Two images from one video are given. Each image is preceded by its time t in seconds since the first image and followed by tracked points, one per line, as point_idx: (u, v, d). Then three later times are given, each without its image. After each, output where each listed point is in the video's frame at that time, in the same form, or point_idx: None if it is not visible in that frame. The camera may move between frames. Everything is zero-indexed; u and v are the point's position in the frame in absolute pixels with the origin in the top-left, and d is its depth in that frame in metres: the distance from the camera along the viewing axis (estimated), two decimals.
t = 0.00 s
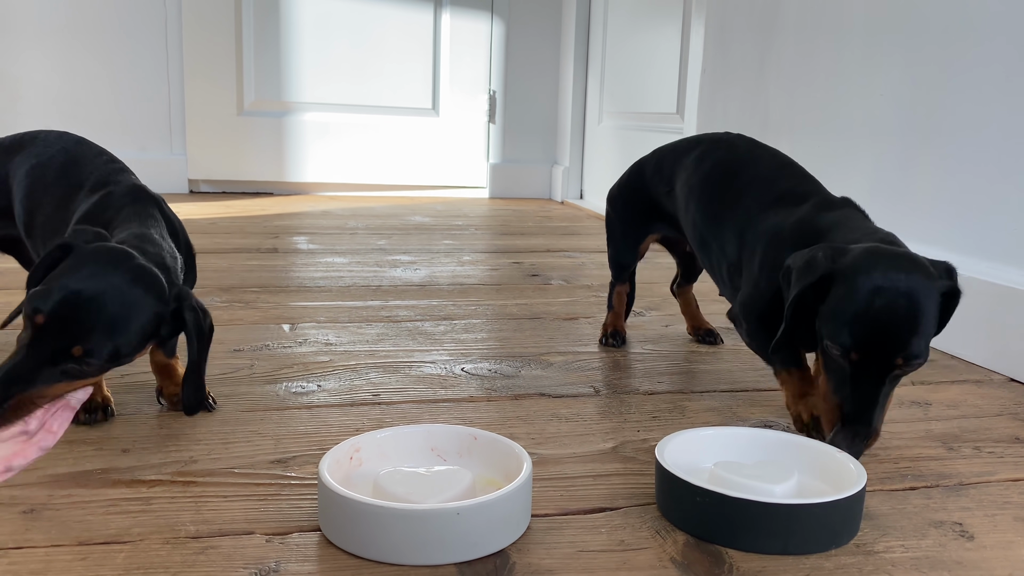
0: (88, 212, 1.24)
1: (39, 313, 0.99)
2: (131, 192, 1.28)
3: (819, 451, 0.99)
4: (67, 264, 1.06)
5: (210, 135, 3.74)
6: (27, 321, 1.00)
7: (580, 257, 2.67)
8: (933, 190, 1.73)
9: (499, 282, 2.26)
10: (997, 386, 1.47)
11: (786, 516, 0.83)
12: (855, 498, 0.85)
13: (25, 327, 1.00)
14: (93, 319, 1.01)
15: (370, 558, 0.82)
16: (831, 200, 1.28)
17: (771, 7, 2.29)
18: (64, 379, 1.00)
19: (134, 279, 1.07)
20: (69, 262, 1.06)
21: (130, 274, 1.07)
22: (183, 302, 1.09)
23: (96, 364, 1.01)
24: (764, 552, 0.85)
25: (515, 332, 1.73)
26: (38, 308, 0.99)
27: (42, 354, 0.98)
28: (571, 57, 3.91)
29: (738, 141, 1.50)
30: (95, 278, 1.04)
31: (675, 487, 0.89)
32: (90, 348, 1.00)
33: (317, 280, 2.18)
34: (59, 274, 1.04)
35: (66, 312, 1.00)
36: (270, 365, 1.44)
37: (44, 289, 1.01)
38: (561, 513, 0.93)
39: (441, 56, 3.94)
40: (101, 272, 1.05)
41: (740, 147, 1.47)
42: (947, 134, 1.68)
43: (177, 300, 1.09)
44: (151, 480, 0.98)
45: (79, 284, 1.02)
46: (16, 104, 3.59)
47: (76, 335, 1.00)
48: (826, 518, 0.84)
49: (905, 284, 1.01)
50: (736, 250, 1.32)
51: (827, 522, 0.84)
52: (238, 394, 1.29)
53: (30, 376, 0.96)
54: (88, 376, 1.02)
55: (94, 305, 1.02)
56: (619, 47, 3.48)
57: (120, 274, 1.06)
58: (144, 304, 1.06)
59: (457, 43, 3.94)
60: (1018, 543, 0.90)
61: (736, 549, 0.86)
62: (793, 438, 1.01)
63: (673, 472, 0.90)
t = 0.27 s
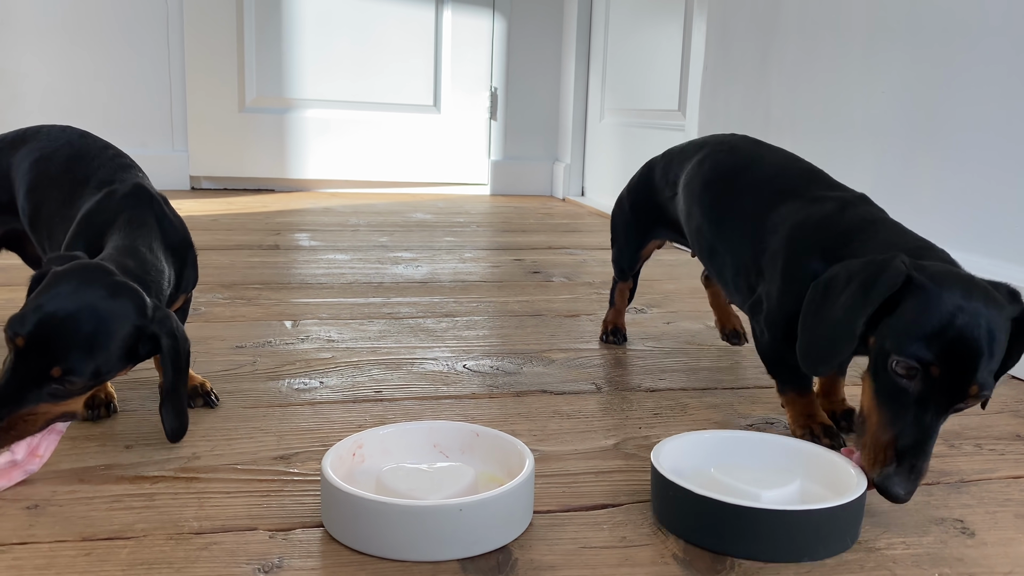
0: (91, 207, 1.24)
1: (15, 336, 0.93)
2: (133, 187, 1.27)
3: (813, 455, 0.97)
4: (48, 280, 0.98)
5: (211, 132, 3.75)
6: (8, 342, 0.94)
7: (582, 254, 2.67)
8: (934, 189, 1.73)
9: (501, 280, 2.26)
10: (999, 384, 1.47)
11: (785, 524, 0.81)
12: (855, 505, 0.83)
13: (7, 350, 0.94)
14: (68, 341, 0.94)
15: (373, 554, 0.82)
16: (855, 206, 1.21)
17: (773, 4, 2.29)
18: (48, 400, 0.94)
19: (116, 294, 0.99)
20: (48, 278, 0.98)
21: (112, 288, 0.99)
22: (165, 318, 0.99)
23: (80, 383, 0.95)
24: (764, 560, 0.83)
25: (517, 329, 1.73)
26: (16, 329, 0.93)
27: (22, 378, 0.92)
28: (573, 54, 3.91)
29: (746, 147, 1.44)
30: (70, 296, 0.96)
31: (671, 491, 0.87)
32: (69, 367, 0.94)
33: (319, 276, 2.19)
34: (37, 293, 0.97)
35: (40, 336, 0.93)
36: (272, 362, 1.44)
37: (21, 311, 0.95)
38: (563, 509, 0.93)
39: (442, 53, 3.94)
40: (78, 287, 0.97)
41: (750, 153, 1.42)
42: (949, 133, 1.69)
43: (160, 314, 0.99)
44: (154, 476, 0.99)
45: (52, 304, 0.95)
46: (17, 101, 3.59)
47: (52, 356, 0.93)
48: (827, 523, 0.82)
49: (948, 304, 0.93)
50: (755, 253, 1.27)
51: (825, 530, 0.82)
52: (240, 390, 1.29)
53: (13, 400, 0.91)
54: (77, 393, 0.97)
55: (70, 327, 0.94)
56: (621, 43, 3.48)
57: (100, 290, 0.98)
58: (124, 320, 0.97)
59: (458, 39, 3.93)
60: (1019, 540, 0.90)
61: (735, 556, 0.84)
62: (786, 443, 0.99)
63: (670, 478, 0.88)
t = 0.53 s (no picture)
0: (94, 202, 1.24)
1: (18, 337, 0.91)
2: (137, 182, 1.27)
3: (815, 453, 0.95)
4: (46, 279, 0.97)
5: (215, 128, 3.75)
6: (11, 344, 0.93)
7: (585, 250, 2.67)
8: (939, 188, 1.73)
9: (504, 275, 2.26)
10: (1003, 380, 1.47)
11: (793, 523, 0.80)
12: (862, 503, 0.83)
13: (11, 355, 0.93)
14: (72, 339, 0.93)
15: (380, 547, 0.82)
16: (965, 221, 1.02)
17: None
18: (58, 400, 0.94)
19: (115, 288, 0.98)
20: (45, 278, 0.97)
21: (110, 284, 0.98)
22: (165, 309, 0.99)
23: (88, 378, 0.95)
24: (767, 560, 0.82)
25: (521, 325, 1.74)
26: (17, 331, 0.92)
27: (30, 377, 0.92)
28: (576, 50, 3.90)
29: (847, 159, 1.26)
30: (69, 294, 0.95)
31: (675, 492, 0.87)
32: (75, 361, 0.93)
33: (323, 272, 2.19)
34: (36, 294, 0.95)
35: (44, 335, 0.92)
36: (276, 356, 1.44)
37: (20, 313, 0.93)
38: (568, 504, 0.94)
39: (445, 49, 3.94)
40: (76, 284, 0.96)
41: (848, 165, 1.24)
42: (954, 129, 1.69)
43: (159, 305, 1.00)
44: (160, 470, 0.99)
45: (52, 303, 0.93)
46: (21, 96, 3.59)
47: (56, 353, 0.92)
48: (831, 523, 0.81)
49: None
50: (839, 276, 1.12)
51: (832, 529, 0.81)
52: (245, 385, 1.29)
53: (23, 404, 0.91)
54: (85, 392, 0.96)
55: (73, 324, 0.93)
56: (625, 39, 3.47)
57: (97, 284, 0.97)
58: (125, 313, 0.97)
59: (462, 36, 3.93)
60: None
61: (738, 556, 0.83)
62: (787, 440, 0.98)
63: (673, 477, 0.87)
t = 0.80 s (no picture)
0: (108, 197, 1.24)
1: (32, 334, 0.93)
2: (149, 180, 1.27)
3: (824, 449, 0.95)
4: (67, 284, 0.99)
5: (220, 125, 3.75)
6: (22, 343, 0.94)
7: (590, 247, 2.67)
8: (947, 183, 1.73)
9: (509, 272, 2.26)
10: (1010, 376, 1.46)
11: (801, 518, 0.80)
12: (870, 498, 0.82)
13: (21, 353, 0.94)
14: (83, 343, 0.94)
15: (389, 541, 0.82)
16: None
17: None
18: (58, 404, 0.93)
19: (132, 299, 0.99)
20: (65, 283, 0.99)
21: (127, 295, 0.99)
22: (179, 324, 1.00)
23: (91, 386, 0.94)
24: (775, 555, 0.82)
25: (527, 321, 1.74)
26: (30, 329, 0.93)
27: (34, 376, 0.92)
28: (581, 47, 3.90)
29: (995, 151, 1.01)
30: (88, 300, 0.96)
31: (683, 487, 0.87)
32: (81, 366, 0.93)
33: (329, 268, 2.19)
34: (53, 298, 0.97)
35: (56, 336, 0.93)
36: (283, 352, 1.45)
37: (37, 313, 0.95)
38: (576, 499, 0.94)
39: (451, 46, 3.94)
40: (95, 292, 0.98)
41: (1000, 159, 0.99)
42: (959, 125, 1.68)
43: (174, 319, 1.00)
44: (169, 464, 0.99)
45: (68, 306, 0.95)
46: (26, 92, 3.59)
47: (63, 355, 0.92)
48: (840, 519, 0.81)
49: None
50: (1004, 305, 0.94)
51: (840, 524, 0.81)
52: (253, 380, 1.30)
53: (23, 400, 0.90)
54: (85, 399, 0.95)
55: (86, 328, 0.94)
56: (630, 36, 3.47)
57: (113, 294, 0.98)
58: (139, 325, 0.98)
59: (466, 32, 3.93)
60: None
61: (746, 551, 0.83)
62: (795, 436, 0.98)
63: (681, 472, 0.87)
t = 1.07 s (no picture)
0: (121, 193, 1.24)
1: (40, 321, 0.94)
2: (163, 176, 1.27)
3: (834, 444, 0.95)
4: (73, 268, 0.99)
5: (228, 122, 3.76)
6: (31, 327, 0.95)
7: (599, 244, 2.67)
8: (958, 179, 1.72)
9: (518, 268, 2.26)
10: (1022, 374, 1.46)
11: (814, 513, 0.80)
12: (884, 493, 0.82)
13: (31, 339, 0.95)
14: (90, 328, 0.94)
15: (404, 535, 0.83)
16: None
17: None
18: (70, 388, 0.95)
19: (139, 282, 1.00)
20: (72, 267, 0.99)
21: (133, 278, 1.00)
22: (185, 309, 0.99)
23: (100, 370, 0.96)
24: (788, 550, 0.83)
25: (536, 317, 1.74)
26: (38, 315, 0.94)
27: (44, 363, 0.94)
28: (589, 45, 3.90)
29: None
30: (93, 284, 0.96)
31: (696, 482, 0.87)
32: (88, 351, 0.94)
33: (339, 264, 2.20)
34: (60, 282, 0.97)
35: (63, 322, 0.93)
36: (295, 347, 1.45)
37: (44, 297, 0.96)
38: (588, 494, 0.94)
39: (459, 43, 3.94)
40: (101, 274, 0.98)
41: None
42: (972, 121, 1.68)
43: (180, 305, 1.00)
44: (184, 457, 1.00)
45: (74, 292, 0.95)
46: (37, 89, 3.61)
47: (70, 341, 0.94)
48: (855, 515, 0.82)
49: None
50: None
51: (854, 519, 0.81)
52: (265, 375, 1.30)
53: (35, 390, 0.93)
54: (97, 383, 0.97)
55: (93, 314, 0.95)
56: (638, 34, 3.46)
57: (118, 277, 0.99)
58: (145, 308, 0.98)
59: (474, 29, 3.93)
60: None
61: (759, 546, 0.83)
62: (804, 431, 0.98)
63: (695, 467, 0.87)
